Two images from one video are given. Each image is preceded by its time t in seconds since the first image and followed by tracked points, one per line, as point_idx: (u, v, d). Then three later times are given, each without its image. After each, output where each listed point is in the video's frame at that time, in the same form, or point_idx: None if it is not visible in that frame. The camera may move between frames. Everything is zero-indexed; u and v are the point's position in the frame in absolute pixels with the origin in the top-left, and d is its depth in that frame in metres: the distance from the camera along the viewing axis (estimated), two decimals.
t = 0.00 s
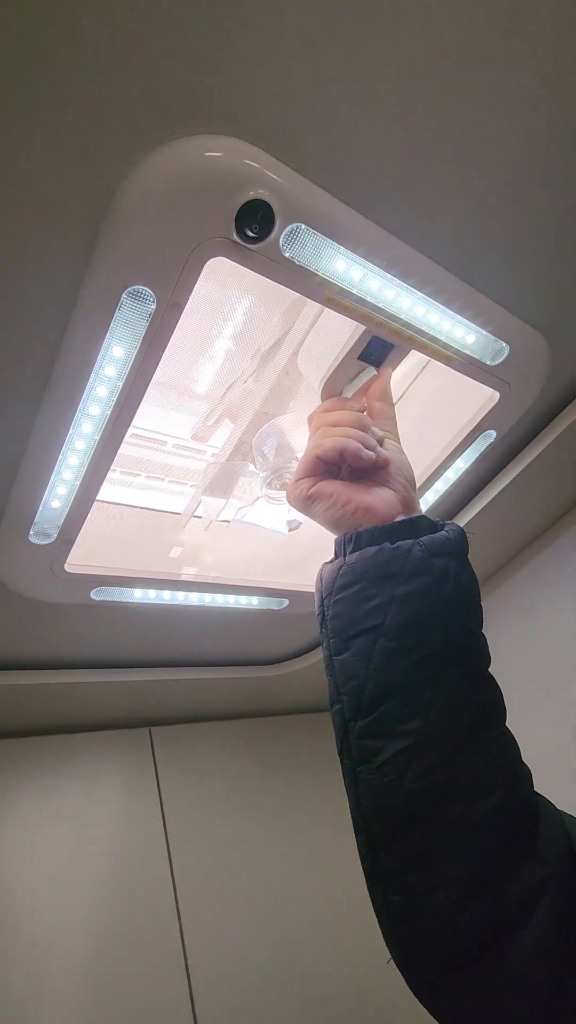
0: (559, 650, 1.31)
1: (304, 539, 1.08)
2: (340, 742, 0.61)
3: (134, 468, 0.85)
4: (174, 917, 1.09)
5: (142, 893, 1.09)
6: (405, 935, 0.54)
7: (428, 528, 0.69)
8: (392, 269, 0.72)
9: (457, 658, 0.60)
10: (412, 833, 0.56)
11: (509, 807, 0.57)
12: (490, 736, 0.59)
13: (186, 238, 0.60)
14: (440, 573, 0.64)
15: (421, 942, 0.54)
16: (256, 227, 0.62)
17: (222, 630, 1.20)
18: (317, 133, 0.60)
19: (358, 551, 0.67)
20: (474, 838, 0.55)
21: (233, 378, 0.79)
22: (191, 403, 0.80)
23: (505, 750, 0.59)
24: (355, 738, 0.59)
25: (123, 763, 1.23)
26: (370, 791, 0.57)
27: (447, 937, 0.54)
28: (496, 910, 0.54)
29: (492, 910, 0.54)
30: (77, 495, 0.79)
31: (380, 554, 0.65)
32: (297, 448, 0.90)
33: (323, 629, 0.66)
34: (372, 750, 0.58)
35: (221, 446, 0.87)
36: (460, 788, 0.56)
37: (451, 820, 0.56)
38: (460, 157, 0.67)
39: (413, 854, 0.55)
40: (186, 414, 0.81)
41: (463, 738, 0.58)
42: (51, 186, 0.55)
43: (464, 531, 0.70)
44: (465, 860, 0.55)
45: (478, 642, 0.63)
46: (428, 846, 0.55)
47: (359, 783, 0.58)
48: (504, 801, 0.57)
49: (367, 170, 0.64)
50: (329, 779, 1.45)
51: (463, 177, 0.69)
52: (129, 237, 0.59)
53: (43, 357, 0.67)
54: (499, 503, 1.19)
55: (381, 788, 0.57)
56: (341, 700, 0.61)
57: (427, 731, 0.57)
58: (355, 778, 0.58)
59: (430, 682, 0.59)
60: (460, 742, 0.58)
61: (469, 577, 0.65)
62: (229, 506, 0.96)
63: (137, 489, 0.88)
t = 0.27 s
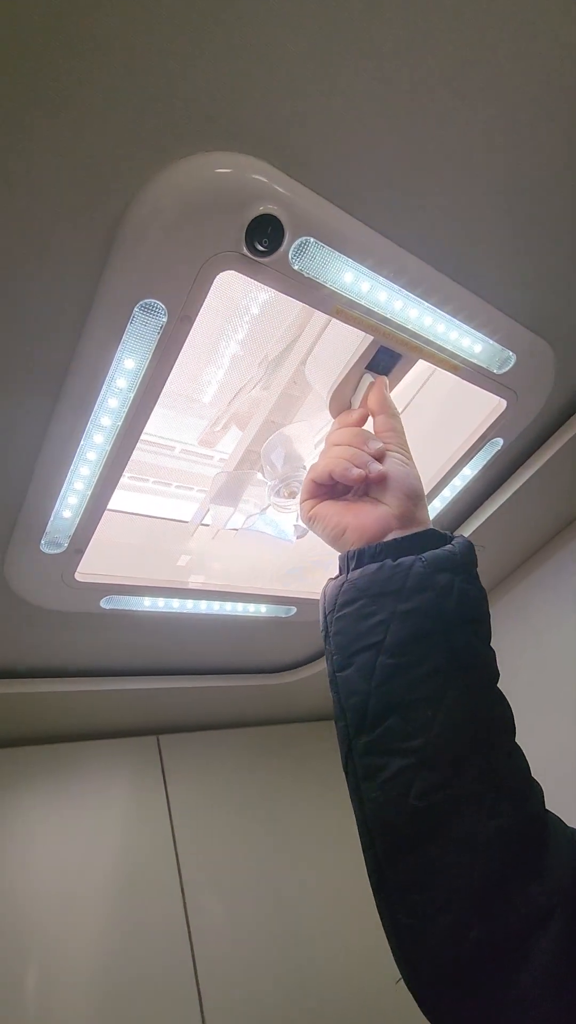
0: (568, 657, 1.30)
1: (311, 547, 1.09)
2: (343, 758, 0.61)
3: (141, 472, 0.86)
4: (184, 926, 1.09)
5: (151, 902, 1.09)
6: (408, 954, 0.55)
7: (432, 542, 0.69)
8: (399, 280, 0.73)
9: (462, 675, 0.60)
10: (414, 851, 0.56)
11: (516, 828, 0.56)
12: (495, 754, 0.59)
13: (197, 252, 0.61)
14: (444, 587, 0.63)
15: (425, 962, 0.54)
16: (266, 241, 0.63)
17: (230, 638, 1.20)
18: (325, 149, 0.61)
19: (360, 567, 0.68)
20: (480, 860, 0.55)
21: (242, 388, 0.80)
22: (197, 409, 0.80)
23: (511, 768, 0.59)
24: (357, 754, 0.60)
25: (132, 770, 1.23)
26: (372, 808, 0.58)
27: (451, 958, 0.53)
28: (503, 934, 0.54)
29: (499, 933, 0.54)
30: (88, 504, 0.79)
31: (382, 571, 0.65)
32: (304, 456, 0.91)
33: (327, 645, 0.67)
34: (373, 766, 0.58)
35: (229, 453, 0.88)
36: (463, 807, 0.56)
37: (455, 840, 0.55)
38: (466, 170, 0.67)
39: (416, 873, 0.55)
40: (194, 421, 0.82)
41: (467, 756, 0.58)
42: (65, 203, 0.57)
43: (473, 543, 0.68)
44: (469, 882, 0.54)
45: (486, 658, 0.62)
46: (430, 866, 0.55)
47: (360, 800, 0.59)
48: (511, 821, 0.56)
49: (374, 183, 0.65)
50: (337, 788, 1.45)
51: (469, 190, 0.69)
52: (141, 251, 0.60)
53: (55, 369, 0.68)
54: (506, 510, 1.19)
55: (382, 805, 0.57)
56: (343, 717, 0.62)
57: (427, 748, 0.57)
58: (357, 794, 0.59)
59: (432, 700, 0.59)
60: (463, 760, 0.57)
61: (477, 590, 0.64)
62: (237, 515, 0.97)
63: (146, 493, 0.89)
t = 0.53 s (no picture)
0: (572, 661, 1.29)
1: (314, 551, 1.09)
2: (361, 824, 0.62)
3: (143, 477, 0.86)
4: (186, 933, 1.08)
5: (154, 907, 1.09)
6: None
7: (465, 607, 0.64)
8: (398, 283, 0.73)
9: (487, 755, 0.59)
10: (435, 933, 0.56)
11: (542, 908, 0.56)
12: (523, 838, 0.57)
13: (196, 255, 0.61)
14: (470, 662, 0.60)
15: None
16: (264, 244, 0.63)
17: (233, 642, 1.20)
18: (323, 152, 0.61)
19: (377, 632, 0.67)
20: (504, 949, 0.55)
21: (242, 391, 0.80)
22: (198, 412, 0.80)
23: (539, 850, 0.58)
24: (372, 835, 0.60)
25: (134, 775, 1.22)
26: (390, 883, 0.58)
27: None
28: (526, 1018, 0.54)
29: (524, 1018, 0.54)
30: (89, 508, 0.80)
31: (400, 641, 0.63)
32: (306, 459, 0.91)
33: (343, 708, 0.67)
34: (387, 855, 0.59)
35: (230, 456, 0.88)
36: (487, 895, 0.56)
37: (478, 930, 0.55)
38: (464, 172, 0.68)
39: (438, 952, 0.56)
40: (195, 423, 0.82)
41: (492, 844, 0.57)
42: (65, 208, 0.57)
43: (504, 602, 0.65)
44: (492, 967, 0.55)
45: (513, 732, 0.60)
46: (452, 948, 0.56)
47: (378, 875, 0.59)
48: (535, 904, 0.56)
49: (372, 186, 0.65)
50: (341, 793, 1.44)
51: (467, 191, 0.69)
52: (140, 256, 0.60)
53: (56, 373, 0.68)
54: (509, 512, 1.18)
55: (402, 881, 0.58)
56: (361, 789, 0.62)
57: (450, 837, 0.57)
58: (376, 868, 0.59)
59: (454, 784, 0.58)
60: (487, 846, 0.57)
61: (505, 661, 0.62)
62: (239, 519, 0.96)
63: (148, 496, 0.89)
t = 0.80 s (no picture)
0: None
1: (315, 555, 1.09)
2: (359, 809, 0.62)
3: (145, 482, 0.87)
4: (188, 940, 1.07)
5: (155, 913, 1.08)
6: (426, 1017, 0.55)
7: (462, 591, 0.64)
8: (397, 287, 0.73)
9: (486, 739, 0.58)
10: (432, 920, 0.55)
11: (541, 895, 0.55)
12: (523, 823, 0.56)
13: (195, 261, 0.62)
14: (469, 646, 0.60)
15: None
16: (263, 250, 0.63)
17: (235, 647, 1.20)
18: (322, 159, 0.62)
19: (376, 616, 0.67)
20: (502, 938, 0.54)
21: (243, 395, 0.81)
22: (199, 416, 0.81)
23: (539, 835, 0.57)
24: (370, 814, 0.60)
25: (136, 781, 1.22)
26: (388, 868, 0.58)
27: None
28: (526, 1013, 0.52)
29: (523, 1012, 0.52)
30: (90, 512, 0.80)
31: (400, 625, 0.63)
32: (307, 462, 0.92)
33: (341, 691, 0.67)
34: (385, 831, 0.59)
35: (231, 460, 0.88)
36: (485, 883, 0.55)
37: (476, 917, 0.54)
38: (462, 177, 0.68)
39: (435, 940, 0.55)
40: (196, 428, 0.82)
41: (491, 829, 0.56)
42: (66, 215, 0.58)
43: (505, 586, 0.64)
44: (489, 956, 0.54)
45: (514, 716, 0.59)
46: (449, 936, 0.55)
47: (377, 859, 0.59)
48: (535, 891, 0.55)
49: (371, 192, 0.66)
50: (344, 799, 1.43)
51: (465, 196, 0.70)
52: (140, 262, 0.61)
53: (57, 378, 0.68)
54: (511, 516, 1.18)
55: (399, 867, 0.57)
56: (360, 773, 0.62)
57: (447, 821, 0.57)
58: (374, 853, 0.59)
59: (451, 768, 0.57)
60: (486, 833, 0.56)
61: (506, 639, 0.61)
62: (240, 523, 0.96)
63: (150, 500, 0.90)
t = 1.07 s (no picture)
0: None
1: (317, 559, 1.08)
2: (350, 814, 0.59)
3: (150, 487, 0.87)
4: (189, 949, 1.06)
5: (157, 920, 1.07)
6: None
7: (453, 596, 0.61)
8: (397, 290, 0.73)
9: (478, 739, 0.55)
10: (425, 931, 0.52)
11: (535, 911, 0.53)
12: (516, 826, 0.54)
13: (196, 266, 0.62)
14: (458, 644, 0.57)
15: None
16: (264, 254, 0.64)
17: (237, 652, 1.19)
18: (322, 164, 0.62)
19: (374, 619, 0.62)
20: (494, 944, 0.51)
21: (244, 398, 0.80)
22: (201, 421, 0.81)
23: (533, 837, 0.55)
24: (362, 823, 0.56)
25: (138, 787, 1.21)
26: (378, 877, 0.54)
27: None
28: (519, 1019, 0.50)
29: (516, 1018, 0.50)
30: (91, 517, 0.80)
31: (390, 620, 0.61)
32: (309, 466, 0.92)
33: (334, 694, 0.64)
34: (377, 842, 0.55)
35: (233, 464, 0.88)
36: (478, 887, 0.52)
37: (470, 925, 0.52)
38: (463, 181, 0.68)
39: (427, 951, 0.52)
40: (199, 432, 0.82)
41: (483, 833, 0.53)
42: (68, 220, 0.58)
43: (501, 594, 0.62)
44: (480, 963, 0.51)
45: (509, 726, 0.57)
46: (442, 949, 0.51)
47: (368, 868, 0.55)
48: (528, 897, 0.52)
49: (371, 196, 0.66)
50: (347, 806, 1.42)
51: (466, 200, 0.70)
52: (141, 266, 0.61)
53: (59, 382, 0.68)
54: (513, 520, 1.17)
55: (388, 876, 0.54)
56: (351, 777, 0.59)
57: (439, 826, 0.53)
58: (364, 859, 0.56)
59: (444, 773, 0.54)
60: (480, 837, 0.53)
61: (500, 646, 0.59)
62: (242, 526, 0.96)
63: (152, 505, 0.90)
